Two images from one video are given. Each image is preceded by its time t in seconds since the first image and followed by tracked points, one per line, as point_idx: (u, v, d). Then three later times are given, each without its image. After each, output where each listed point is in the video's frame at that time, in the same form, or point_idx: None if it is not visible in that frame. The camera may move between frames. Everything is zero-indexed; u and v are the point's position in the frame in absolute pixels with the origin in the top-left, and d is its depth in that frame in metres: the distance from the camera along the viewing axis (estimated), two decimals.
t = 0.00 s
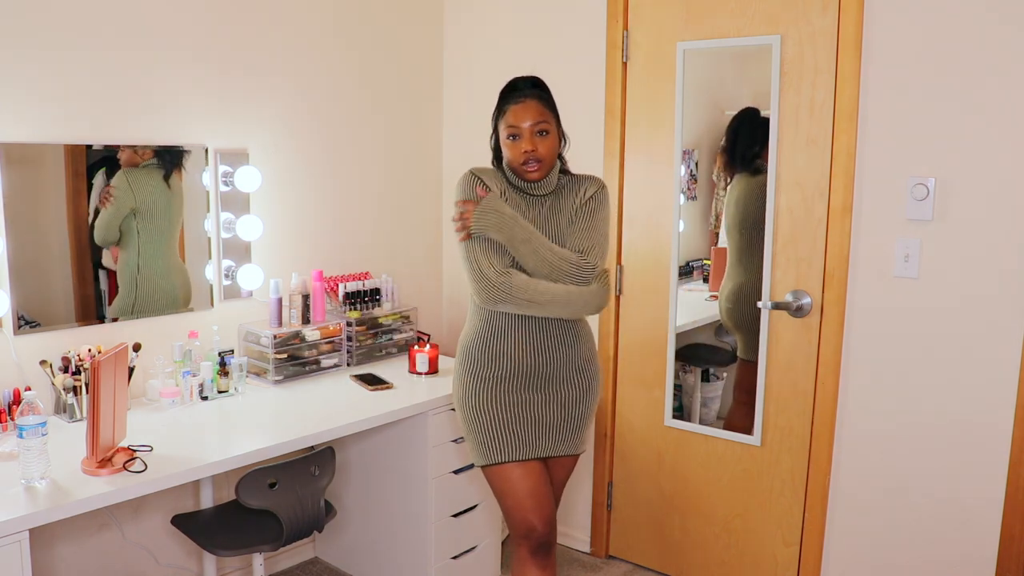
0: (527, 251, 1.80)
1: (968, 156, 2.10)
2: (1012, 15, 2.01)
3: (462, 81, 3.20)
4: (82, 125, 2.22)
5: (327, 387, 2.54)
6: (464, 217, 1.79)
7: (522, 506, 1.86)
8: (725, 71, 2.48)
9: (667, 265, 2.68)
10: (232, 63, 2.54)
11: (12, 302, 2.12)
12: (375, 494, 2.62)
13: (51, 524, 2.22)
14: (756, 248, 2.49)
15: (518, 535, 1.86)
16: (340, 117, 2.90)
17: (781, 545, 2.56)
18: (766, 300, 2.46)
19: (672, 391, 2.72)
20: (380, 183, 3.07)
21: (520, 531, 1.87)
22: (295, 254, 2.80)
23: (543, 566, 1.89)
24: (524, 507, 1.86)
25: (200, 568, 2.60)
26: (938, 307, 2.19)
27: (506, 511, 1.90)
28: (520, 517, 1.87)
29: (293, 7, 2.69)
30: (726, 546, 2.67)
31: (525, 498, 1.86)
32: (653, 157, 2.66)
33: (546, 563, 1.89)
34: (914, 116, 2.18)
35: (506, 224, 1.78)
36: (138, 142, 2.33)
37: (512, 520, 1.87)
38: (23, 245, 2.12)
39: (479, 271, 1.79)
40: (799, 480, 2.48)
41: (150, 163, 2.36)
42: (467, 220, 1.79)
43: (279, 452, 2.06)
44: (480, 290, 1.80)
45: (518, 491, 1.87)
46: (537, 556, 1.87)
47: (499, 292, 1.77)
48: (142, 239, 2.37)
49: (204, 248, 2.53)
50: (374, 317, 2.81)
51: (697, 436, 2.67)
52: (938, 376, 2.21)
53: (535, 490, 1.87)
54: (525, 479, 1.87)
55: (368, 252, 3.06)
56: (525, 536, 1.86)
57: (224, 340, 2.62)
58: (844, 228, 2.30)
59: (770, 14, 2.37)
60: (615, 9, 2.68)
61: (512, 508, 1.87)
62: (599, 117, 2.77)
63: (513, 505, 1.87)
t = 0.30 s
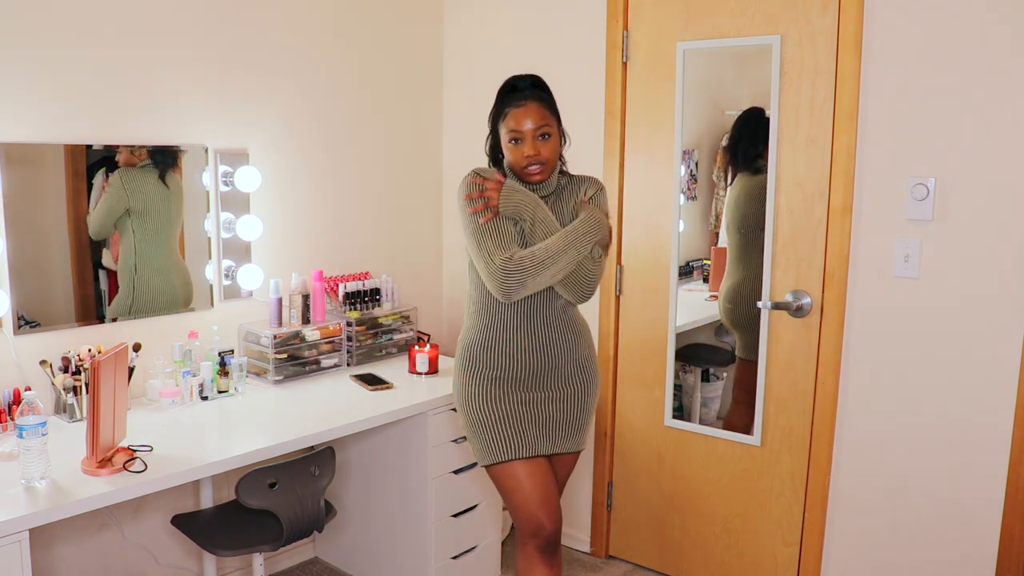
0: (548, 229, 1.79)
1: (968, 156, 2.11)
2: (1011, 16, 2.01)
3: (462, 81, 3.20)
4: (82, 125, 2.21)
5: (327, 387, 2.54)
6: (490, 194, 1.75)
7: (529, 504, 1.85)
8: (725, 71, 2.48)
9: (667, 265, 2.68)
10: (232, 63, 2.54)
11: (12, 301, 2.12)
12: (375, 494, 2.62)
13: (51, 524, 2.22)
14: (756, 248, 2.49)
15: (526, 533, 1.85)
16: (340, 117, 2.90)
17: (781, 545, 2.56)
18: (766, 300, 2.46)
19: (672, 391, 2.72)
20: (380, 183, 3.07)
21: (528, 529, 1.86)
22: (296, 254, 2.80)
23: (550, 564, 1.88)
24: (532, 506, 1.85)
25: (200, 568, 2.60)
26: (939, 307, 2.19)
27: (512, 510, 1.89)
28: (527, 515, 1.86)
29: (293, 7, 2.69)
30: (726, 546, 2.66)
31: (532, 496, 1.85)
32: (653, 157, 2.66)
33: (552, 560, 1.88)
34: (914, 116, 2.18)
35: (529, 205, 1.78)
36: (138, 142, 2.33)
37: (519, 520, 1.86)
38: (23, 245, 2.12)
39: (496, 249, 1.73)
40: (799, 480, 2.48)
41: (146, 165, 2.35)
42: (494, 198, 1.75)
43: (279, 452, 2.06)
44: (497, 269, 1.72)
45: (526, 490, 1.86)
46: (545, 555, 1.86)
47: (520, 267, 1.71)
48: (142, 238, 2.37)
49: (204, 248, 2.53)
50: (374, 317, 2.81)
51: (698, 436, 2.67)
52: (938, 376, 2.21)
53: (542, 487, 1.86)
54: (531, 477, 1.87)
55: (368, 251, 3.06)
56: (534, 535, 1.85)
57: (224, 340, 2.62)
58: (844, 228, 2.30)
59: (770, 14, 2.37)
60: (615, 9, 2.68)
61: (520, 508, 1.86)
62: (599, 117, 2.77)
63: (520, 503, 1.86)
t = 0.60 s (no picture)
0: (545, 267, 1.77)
1: (968, 155, 2.11)
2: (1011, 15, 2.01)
3: (462, 81, 3.20)
4: (83, 125, 2.22)
5: (327, 387, 2.55)
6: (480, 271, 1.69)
7: (532, 503, 1.85)
8: (725, 71, 2.48)
9: (667, 265, 2.68)
10: (231, 63, 2.54)
11: (12, 301, 2.12)
12: (375, 494, 2.62)
13: (51, 524, 2.22)
14: (756, 248, 2.49)
15: (529, 532, 1.85)
16: (341, 117, 2.90)
17: (781, 545, 2.56)
18: (766, 300, 2.46)
19: (672, 391, 2.71)
20: (380, 183, 3.07)
21: (530, 527, 1.86)
22: (296, 254, 2.80)
23: (552, 563, 1.88)
24: (534, 504, 1.85)
25: (200, 568, 2.60)
26: (939, 306, 2.19)
27: (514, 509, 1.89)
28: (530, 513, 1.86)
29: (293, 7, 2.69)
30: (726, 546, 2.66)
31: (535, 495, 1.85)
32: (653, 157, 2.66)
33: (554, 559, 1.88)
34: (914, 116, 2.18)
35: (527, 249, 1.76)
36: (137, 142, 2.33)
37: (522, 519, 1.86)
38: (23, 245, 2.12)
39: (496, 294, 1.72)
40: (799, 480, 2.48)
41: (145, 165, 2.35)
42: (488, 273, 1.69)
43: (279, 452, 2.06)
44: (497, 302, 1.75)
45: (528, 489, 1.86)
46: (548, 553, 1.87)
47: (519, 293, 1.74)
48: (142, 239, 2.37)
49: (204, 248, 2.53)
50: (374, 317, 2.81)
51: (698, 436, 2.67)
52: (938, 376, 2.21)
53: (544, 487, 1.86)
54: (532, 476, 1.87)
55: (368, 251, 3.05)
56: (537, 533, 1.85)
57: (224, 340, 2.62)
58: (844, 228, 2.30)
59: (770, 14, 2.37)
60: (615, 9, 2.68)
61: (523, 506, 1.86)
62: (599, 117, 2.77)
63: (522, 502, 1.86)
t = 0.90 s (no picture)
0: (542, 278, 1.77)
1: (967, 155, 2.11)
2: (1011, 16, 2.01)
3: (462, 81, 3.20)
4: (83, 125, 2.21)
5: (327, 387, 2.55)
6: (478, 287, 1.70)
7: (528, 502, 1.86)
8: (725, 71, 2.48)
9: (667, 265, 2.68)
10: (232, 63, 2.54)
11: (12, 301, 2.12)
12: (375, 494, 2.62)
13: (51, 524, 2.22)
14: (756, 249, 2.49)
15: (525, 530, 1.85)
16: (341, 118, 2.90)
17: (780, 545, 2.56)
18: (766, 300, 2.46)
19: (672, 391, 2.72)
20: (380, 183, 3.07)
21: (526, 526, 1.87)
22: (296, 254, 2.80)
23: (547, 563, 1.89)
24: (530, 502, 1.86)
25: (200, 568, 2.60)
26: (938, 306, 2.19)
27: (511, 508, 1.89)
28: (526, 512, 1.87)
29: (293, 7, 2.69)
30: (726, 546, 2.67)
31: (531, 494, 1.86)
32: (653, 157, 2.67)
33: (549, 559, 1.89)
34: (913, 116, 2.18)
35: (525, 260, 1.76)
36: (137, 142, 2.33)
37: (518, 517, 1.86)
38: (23, 245, 2.12)
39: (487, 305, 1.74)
40: (799, 481, 2.48)
41: (146, 165, 2.35)
42: (484, 288, 1.70)
43: (279, 452, 2.06)
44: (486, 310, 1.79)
45: (524, 488, 1.86)
46: (543, 552, 1.87)
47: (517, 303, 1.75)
48: (143, 238, 2.37)
49: (204, 249, 2.53)
50: (374, 317, 2.80)
51: (698, 436, 2.67)
52: (938, 376, 2.21)
53: (540, 486, 1.87)
54: (529, 475, 1.87)
55: (368, 251, 3.05)
56: (532, 532, 1.85)
57: (224, 340, 2.62)
58: (844, 228, 2.30)
59: (770, 14, 2.37)
60: (615, 9, 2.68)
61: (518, 505, 1.87)
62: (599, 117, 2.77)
63: (518, 500, 1.87)
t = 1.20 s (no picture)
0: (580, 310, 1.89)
1: (967, 155, 2.11)
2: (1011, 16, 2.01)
3: (462, 81, 3.20)
4: (83, 125, 2.22)
5: (327, 387, 2.54)
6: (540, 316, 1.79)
7: (520, 502, 1.86)
8: (725, 71, 2.48)
9: (667, 265, 2.68)
10: (231, 63, 2.54)
11: (12, 301, 2.12)
12: (375, 494, 2.62)
13: (51, 525, 2.22)
14: (756, 249, 2.48)
15: (516, 529, 1.86)
16: (341, 117, 2.90)
17: (781, 545, 2.56)
18: (766, 300, 2.46)
19: (672, 391, 2.72)
20: (380, 184, 3.07)
21: (518, 525, 1.87)
22: (296, 254, 2.80)
23: (540, 562, 1.89)
24: (521, 500, 1.86)
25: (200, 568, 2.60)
26: (938, 306, 2.19)
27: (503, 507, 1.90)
28: (519, 512, 1.87)
29: (293, 7, 2.69)
30: (726, 546, 2.67)
31: (523, 494, 1.86)
32: (653, 157, 2.67)
33: (542, 558, 1.89)
34: (914, 116, 2.18)
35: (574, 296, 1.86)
36: (137, 143, 2.33)
37: (510, 515, 1.87)
38: (23, 245, 2.12)
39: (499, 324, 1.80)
40: (799, 481, 2.48)
41: (144, 162, 2.34)
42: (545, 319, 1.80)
43: (279, 452, 2.06)
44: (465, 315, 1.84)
45: (516, 485, 1.87)
46: (535, 551, 1.87)
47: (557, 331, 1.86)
48: (144, 238, 2.37)
49: (204, 248, 2.53)
50: (374, 317, 2.80)
51: (697, 436, 2.67)
52: (938, 376, 2.21)
53: (533, 486, 1.86)
54: (523, 474, 1.87)
55: (368, 251, 3.05)
56: (524, 530, 1.86)
57: (224, 340, 2.62)
58: (844, 228, 2.30)
59: (770, 14, 2.37)
60: (615, 9, 2.68)
61: (509, 502, 1.87)
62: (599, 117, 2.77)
63: (511, 500, 1.87)
